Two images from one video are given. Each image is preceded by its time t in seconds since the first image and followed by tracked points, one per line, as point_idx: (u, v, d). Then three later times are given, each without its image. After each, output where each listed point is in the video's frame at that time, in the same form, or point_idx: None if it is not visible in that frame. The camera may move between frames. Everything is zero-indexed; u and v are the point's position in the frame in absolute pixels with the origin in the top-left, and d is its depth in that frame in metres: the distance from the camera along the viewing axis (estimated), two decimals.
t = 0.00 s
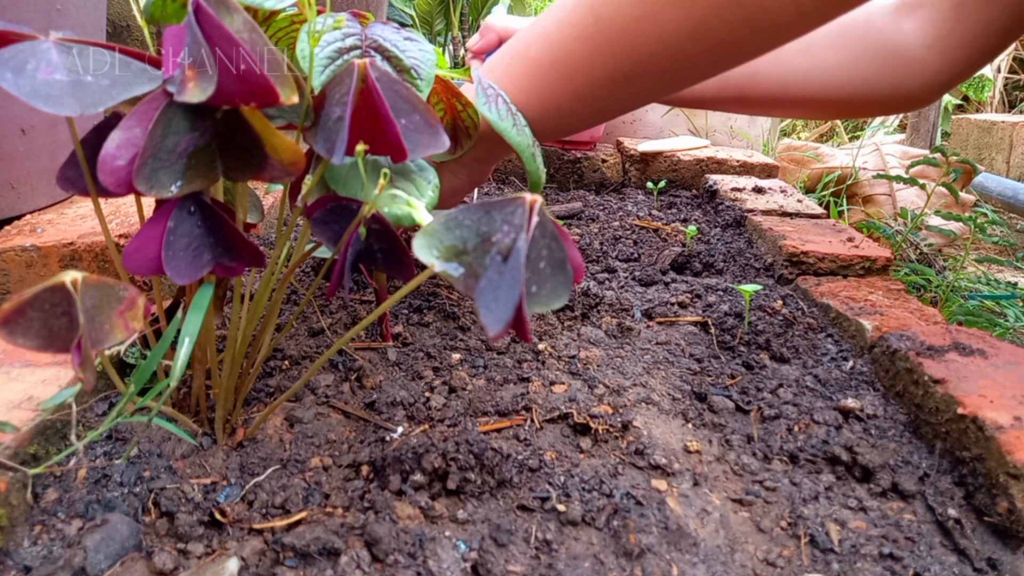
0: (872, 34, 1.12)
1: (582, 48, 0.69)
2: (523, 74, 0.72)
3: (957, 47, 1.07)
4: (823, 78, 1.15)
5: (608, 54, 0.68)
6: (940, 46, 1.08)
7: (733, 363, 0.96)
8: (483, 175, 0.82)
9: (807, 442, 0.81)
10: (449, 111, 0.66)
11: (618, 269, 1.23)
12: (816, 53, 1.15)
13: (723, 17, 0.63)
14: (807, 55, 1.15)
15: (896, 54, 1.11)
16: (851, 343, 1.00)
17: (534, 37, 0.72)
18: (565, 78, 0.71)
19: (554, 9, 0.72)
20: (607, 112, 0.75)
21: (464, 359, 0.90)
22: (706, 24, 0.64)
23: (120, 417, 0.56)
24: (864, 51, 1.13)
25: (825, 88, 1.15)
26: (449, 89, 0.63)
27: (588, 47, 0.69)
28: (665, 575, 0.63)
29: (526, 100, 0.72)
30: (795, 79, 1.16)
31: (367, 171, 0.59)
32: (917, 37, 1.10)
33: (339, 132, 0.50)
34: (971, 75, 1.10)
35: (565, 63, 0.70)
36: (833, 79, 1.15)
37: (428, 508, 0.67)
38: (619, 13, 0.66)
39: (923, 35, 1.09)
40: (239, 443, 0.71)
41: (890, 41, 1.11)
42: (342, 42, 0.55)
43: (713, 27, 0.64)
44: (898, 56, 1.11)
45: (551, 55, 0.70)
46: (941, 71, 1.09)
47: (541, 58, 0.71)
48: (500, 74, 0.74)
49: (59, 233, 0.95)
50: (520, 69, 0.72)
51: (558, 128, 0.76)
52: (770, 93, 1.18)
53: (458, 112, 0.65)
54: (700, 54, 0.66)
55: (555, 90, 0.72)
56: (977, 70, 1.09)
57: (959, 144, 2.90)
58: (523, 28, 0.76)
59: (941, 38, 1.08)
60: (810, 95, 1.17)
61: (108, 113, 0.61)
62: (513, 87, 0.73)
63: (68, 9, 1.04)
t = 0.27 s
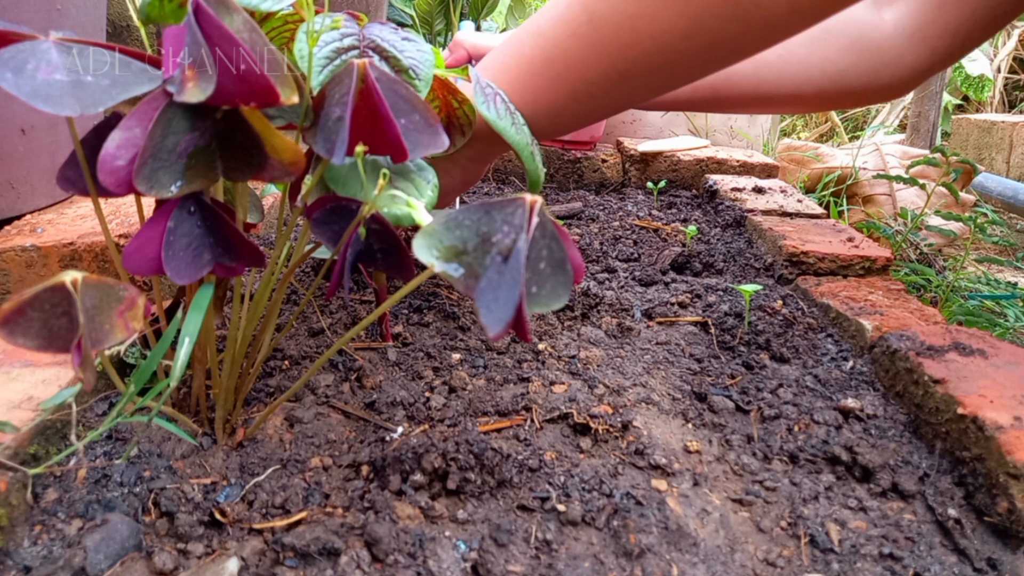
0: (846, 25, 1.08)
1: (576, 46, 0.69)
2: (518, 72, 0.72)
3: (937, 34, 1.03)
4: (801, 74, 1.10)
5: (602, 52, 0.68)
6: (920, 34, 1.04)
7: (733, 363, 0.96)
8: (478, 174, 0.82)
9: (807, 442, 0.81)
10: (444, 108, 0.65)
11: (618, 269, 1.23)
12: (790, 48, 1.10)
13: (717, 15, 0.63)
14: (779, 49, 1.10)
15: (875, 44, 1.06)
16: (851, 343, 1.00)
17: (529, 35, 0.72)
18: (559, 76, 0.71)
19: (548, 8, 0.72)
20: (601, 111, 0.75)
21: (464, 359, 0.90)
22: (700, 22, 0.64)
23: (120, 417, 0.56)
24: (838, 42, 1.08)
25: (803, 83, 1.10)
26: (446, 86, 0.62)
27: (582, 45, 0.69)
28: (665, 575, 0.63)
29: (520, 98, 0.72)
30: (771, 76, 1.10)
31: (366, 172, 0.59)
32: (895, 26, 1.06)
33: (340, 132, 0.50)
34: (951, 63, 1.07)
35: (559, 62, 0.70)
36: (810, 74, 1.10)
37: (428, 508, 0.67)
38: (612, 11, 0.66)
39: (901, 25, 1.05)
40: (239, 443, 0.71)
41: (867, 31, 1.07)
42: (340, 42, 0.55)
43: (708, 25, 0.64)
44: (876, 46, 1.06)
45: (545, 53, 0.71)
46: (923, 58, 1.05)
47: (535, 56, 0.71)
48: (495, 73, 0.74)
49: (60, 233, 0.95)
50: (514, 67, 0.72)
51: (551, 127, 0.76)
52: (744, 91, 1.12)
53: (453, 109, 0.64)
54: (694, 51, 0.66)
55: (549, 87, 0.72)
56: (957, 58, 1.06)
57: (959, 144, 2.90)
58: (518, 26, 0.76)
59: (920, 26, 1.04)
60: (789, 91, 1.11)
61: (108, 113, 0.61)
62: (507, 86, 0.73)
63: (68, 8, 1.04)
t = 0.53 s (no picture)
0: (838, 18, 1.08)
1: (573, 45, 0.69)
2: (515, 70, 0.72)
3: (930, 26, 1.02)
4: (794, 68, 1.10)
5: (599, 50, 0.68)
6: (912, 27, 1.04)
7: (733, 363, 0.96)
8: (472, 174, 0.82)
9: (807, 442, 0.81)
10: (442, 107, 0.64)
11: (618, 269, 1.23)
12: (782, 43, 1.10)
13: (714, 13, 0.63)
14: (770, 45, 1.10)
15: (867, 38, 1.07)
16: (851, 343, 1.00)
17: (525, 33, 0.72)
18: (556, 73, 0.71)
19: (544, 7, 0.72)
20: (598, 111, 0.75)
21: (464, 359, 0.90)
22: (696, 20, 0.64)
23: (120, 417, 0.56)
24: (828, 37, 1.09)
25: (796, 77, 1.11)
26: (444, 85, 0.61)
27: (579, 44, 0.69)
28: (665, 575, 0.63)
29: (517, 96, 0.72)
30: (764, 71, 1.10)
31: (366, 172, 0.59)
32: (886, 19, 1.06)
33: (340, 132, 0.50)
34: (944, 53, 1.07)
35: (556, 60, 0.70)
36: (803, 68, 1.10)
37: (428, 508, 0.67)
38: (608, 9, 0.66)
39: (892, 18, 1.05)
40: (239, 443, 0.71)
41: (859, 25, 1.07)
42: (340, 42, 0.55)
43: (705, 23, 0.64)
44: (867, 39, 1.07)
45: (543, 52, 0.70)
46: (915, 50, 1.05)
47: (532, 55, 0.71)
48: (492, 71, 0.74)
49: (60, 233, 0.95)
50: (511, 66, 0.72)
51: (548, 126, 0.75)
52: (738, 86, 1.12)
53: (450, 108, 0.63)
54: (691, 48, 0.66)
55: (546, 86, 0.72)
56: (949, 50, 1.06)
57: (959, 144, 2.90)
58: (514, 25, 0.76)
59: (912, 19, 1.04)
60: (782, 85, 1.11)
61: (108, 113, 0.61)
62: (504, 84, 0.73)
63: (68, 9, 1.04)
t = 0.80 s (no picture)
0: (850, 23, 1.08)
1: (575, 40, 0.69)
2: (516, 64, 0.71)
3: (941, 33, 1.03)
4: (803, 71, 1.09)
5: (601, 46, 0.68)
6: (923, 33, 1.05)
7: (733, 363, 0.96)
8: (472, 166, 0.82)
9: (807, 442, 0.81)
10: (441, 100, 0.66)
11: (618, 269, 1.23)
12: (792, 46, 1.10)
13: (717, 12, 0.63)
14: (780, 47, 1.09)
15: (877, 43, 1.07)
16: (851, 343, 1.01)
17: (526, 28, 0.72)
18: (557, 68, 0.70)
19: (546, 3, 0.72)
20: (596, 108, 0.74)
21: (464, 359, 0.90)
22: (700, 19, 0.64)
23: (120, 417, 0.56)
24: (840, 42, 1.09)
25: (805, 80, 1.10)
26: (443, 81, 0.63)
27: (581, 39, 0.69)
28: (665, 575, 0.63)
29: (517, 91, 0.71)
30: (773, 73, 1.10)
31: (365, 172, 0.59)
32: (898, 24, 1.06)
33: (340, 132, 0.50)
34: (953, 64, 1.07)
35: (557, 55, 0.70)
36: (812, 71, 1.09)
37: (428, 508, 0.67)
38: (613, 6, 0.66)
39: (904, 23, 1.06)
40: (239, 443, 0.71)
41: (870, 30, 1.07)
42: (337, 43, 0.55)
43: (708, 21, 0.64)
44: (878, 43, 1.07)
45: (544, 47, 0.70)
46: (924, 57, 1.06)
47: (534, 49, 0.70)
48: (491, 66, 0.73)
49: (60, 233, 0.95)
50: (511, 59, 0.71)
51: (547, 123, 0.75)
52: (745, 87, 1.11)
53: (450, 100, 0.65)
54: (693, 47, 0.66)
55: (547, 81, 0.71)
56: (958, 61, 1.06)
57: (959, 144, 2.90)
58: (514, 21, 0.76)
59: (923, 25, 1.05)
60: (790, 88, 1.11)
61: (107, 113, 0.61)
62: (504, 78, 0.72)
63: (68, 9, 1.04)
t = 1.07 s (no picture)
0: (838, 22, 1.08)
1: (568, 28, 0.69)
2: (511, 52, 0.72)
3: (930, 31, 1.03)
4: (792, 71, 1.09)
5: (594, 35, 0.68)
6: (912, 31, 1.05)
7: (733, 363, 0.96)
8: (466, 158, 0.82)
9: (807, 442, 0.81)
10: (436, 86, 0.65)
11: (618, 269, 1.23)
12: (781, 46, 1.09)
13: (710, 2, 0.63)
14: (768, 48, 1.09)
15: (867, 41, 1.07)
16: (851, 343, 1.01)
17: (522, 14, 0.72)
18: (550, 57, 0.71)
19: None
20: (593, 96, 0.75)
21: (464, 358, 0.90)
22: (692, 8, 0.64)
23: (120, 417, 0.56)
24: (829, 41, 1.08)
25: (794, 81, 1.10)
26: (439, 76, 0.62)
27: (574, 26, 0.69)
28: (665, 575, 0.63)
29: (511, 79, 0.72)
30: (762, 74, 1.09)
31: (365, 172, 0.59)
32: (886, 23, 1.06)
33: (339, 132, 0.50)
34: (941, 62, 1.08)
35: (551, 43, 0.70)
36: (801, 71, 1.09)
37: (428, 508, 0.67)
38: None
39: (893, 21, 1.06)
40: (238, 443, 0.71)
41: (859, 28, 1.07)
42: (336, 44, 0.55)
43: (701, 10, 0.64)
44: (867, 41, 1.07)
45: (537, 33, 0.70)
46: (914, 55, 1.06)
47: (528, 36, 0.71)
48: (488, 54, 0.74)
49: (60, 233, 0.95)
50: (506, 47, 0.72)
51: (543, 109, 0.75)
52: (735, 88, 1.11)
53: (445, 87, 0.65)
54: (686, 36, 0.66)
55: (541, 69, 0.71)
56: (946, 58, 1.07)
57: (959, 144, 2.90)
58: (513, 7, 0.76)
59: (911, 24, 1.05)
60: (780, 89, 1.11)
61: (107, 113, 0.61)
62: (500, 66, 0.73)
63: (68, 9, 1.04)
